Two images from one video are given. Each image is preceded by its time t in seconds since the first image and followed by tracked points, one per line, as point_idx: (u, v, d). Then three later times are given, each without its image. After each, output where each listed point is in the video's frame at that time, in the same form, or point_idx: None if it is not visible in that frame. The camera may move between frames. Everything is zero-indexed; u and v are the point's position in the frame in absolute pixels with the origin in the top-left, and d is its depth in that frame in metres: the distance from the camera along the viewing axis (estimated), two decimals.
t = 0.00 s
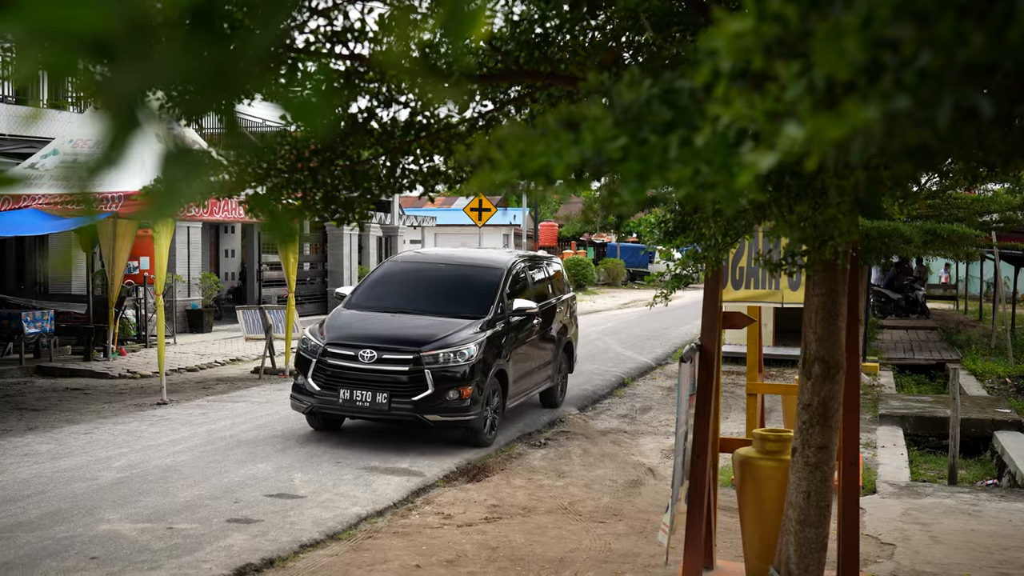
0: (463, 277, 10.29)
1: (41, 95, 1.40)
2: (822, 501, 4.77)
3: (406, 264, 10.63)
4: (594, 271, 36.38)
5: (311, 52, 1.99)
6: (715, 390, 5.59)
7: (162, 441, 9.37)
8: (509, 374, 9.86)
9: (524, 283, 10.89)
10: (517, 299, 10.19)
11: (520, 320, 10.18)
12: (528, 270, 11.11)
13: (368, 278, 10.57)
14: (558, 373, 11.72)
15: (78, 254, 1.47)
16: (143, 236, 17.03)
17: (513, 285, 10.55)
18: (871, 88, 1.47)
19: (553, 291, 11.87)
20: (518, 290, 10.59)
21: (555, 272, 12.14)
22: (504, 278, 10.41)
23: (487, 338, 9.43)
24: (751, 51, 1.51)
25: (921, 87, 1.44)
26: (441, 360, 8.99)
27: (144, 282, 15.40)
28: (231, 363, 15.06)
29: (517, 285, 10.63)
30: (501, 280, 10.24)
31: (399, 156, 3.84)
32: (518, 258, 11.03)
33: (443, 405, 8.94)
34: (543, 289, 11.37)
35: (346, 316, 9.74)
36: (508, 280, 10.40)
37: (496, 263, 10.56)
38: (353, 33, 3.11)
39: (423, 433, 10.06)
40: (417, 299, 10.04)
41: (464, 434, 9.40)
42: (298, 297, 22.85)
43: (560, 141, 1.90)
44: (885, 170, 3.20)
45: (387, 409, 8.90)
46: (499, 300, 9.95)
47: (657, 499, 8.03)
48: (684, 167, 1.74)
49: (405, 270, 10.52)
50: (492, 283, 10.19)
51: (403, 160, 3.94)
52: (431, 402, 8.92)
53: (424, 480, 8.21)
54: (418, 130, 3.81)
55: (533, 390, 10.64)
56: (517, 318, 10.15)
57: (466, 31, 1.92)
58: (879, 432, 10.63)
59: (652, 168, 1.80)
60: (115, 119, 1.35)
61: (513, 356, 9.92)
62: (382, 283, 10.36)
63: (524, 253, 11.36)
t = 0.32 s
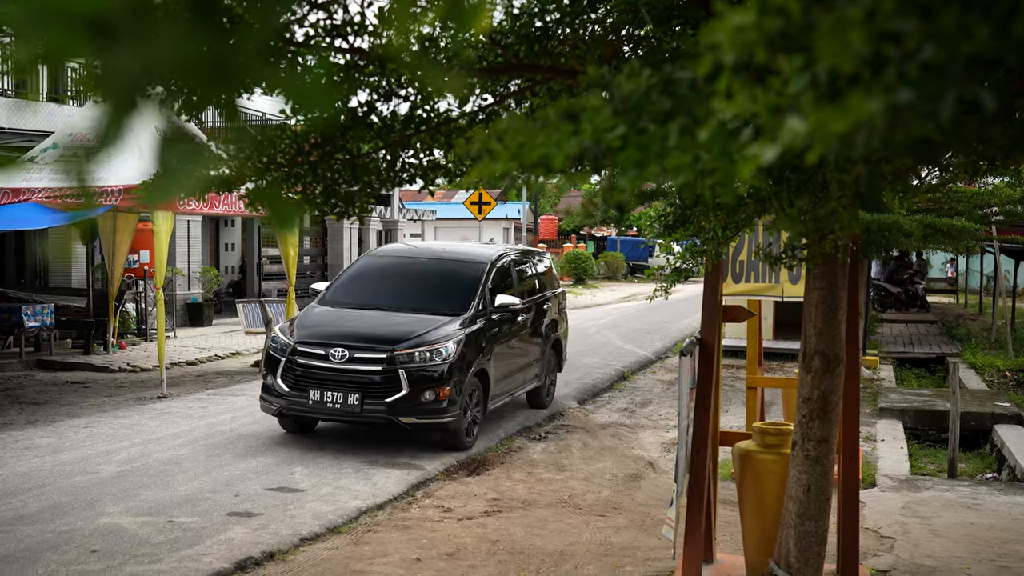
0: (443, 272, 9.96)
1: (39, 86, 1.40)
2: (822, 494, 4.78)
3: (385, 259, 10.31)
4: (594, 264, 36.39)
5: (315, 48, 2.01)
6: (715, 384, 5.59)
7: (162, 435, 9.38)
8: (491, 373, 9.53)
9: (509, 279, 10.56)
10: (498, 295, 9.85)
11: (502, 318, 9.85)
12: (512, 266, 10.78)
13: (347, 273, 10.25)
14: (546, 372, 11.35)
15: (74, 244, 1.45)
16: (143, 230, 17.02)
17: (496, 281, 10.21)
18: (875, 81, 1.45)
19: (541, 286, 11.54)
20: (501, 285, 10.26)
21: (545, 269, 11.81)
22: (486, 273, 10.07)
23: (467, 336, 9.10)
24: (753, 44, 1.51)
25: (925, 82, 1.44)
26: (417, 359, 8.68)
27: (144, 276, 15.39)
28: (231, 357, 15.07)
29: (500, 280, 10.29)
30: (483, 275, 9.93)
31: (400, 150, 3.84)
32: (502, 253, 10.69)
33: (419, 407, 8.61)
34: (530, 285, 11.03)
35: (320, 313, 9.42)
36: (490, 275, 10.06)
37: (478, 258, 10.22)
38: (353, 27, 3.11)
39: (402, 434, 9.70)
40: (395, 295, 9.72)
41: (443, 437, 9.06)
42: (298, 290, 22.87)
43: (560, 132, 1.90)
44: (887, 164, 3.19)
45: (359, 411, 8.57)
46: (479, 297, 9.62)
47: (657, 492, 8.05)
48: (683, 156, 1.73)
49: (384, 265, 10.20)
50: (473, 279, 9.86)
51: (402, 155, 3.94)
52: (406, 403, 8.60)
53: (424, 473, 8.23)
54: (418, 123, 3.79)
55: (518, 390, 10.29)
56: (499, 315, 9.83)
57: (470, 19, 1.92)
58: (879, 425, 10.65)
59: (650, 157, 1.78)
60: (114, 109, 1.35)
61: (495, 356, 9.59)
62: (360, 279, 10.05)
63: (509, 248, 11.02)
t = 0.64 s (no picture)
0: (424, 267, 9.48)
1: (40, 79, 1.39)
2: (822, 487, 4.78)
3: (364, 252, 9.82)
4: (594, 258, 36.40)
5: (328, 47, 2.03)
6: (715, 377, 5.58)
7: (162, 428, 9.38)
8: (473, 373, 9.07)
9: (495, 275, 10.08)
10: (482, 291, 9.38)
11: (485, 315, 9.39)
12: (499, 260, 10.29)
13: (324, 268, 9.78)
14: (534, 370, 10.86)
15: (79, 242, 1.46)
16: (143, 223, 17.00)
17: (480, 277, 9.73)
18: (880, 75, 1.45)
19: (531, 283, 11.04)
20: (484, 280, 9.78)
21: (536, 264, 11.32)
22: (469, 268, 9.59)
23: (448, 335, 8.65)
24: (757, 37, 1.50)
25: (931, 75, 1.43)
26: (394, 360, 8.23)
27: (144, 269, 15.38)
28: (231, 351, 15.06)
29: (484, 276, 9.82)
30: (466, 270, 9.45)
31: (400, 143, 3.85)
32: (487, 246, 10.19)
33: (395, 410, 8.16)
34: (516, 280, 10.54)
35: (293, 310, 8.97)
36: (473, 270, 9.58)
37: (461, 252, 9.74)
38: (352, 20, 3.09)
39: (379, 438, 9.23)
40: (373, 292, 9.25)
41: (421, 441, 8.61)
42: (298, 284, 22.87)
43: (566, 129, 1.88)
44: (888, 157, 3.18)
45: (332, 415, 8.11)
46: (461, 293, 9.16)
47: (657, 486, 8.05)
48: (691, 155, 1.73)
49: (363, 259, 9.71)
50: (455, 275, 9.38)
51: (402, 148, 3.94)
52: (382, 406, 8.15)
53: (424, 467, 8.22)
54: (418, 117, 3.84)
55: (502, 390, 9.83)
56: (482, 313, 9.36)
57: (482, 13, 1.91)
58: (879, 419, 10.64)
59: (659, 155, 1.78)
60: (128, 103, 1.37)
61: (476, 357, 9.12)
62: (337, 274, 9.58)
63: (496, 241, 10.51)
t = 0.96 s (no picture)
0: (407, 263, 9.17)
1: (38, 75, 1.41)
2: (822, 482, 4.79)
3: (345, 247, 9.49)
4: (594, 253, 36.42)
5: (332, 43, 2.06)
6: (715, 372, 5.57)
7: (162, 423, 9.38)
8: (456, 373, 8.75)
9: (480, 271, 9.76)
10: (465, 288, 9.06)
11: (469, 312, 9.08)
12: (485, 256, 9.97)
13: (303, 264, 9.45)
14: (523, 369, 10.52)
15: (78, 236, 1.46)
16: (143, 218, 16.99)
17: (464, 273, 9.41)
18: (883, 70, 1.44)
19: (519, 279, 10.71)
20: (469, 276, 9.47)
21: (526, 261, 10.98)
22: (453, 264, 9.27)
23: (430, 333, 8.35)
24: (760, 34, 1.49)
25: (934, 70, 1.43)
26: (370, 359, 7.92)
27: (145, 264, 15.38)
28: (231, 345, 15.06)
29: (469, 271, 9.51)
30: (449, 266, 9.14)
31: (400, 139, 3.86)
32: (472, 242, 9.86)
33: (372, 412, 7.86)
34: (504, 277, 10.21)
35: (268, 307, 8.65)
36: (457, 265, 9.27)
37: (445, 247, 9.41)
38: (352, 15, 3.09)
39: (357, 441, 8.91)
40: (353, 288, 8.92)
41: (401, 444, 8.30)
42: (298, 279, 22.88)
43: (569, 124, 1.88)
44: (889, 152, 3.18)
45: (305, 417, 7.80)
46: (444, 290, 8.85)
47: (657, 480, 8.06)
48: (695, 151, 1.73)
49: (344, 254, 9.38)
50: (438, 271, 9.05)
51: (403, 144, 3.94)
52: (358, 407, 7.85)
53: (424, 461, 8.23)
54: (418, 112, 3.82)
55: (488, 390, 9.51)
56: (466, 310, 9.05)
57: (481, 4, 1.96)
58: (878, 413, 10.66)
59: (663, 152, 1.77)
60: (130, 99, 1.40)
61: (459, 356, 8.81)
62: (316, 270, 9.25)
63: (482, 236, 10.18)
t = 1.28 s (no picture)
0: (388, 259, 8.82)
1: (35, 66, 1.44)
2: (822, 477, 4.79)
3: (324, 243, 9.13)
4: (594, 248, 36.42)
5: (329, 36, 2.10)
6: (715, 366, 5.58)
7: (162, 418, 9.39)
8: (438, 373, 8.41)
9: (467, 269, 9.41)
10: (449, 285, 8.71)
11: (453, 311, 8.70)
12: (472, 253, 9.62)
13: (281, 260, 9.09)
14: (511, 369, 10.20)
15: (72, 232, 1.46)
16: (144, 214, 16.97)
17: (448, 270, 9.04)
18: (882, 67, 1.44)
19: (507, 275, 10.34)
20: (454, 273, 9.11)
21: (518, 259, 10.67)
22: (437, 261, 8.92)
23: (408, 332, 7.98)
24: (759, 28, 1.49)
25: (936, 67, 1.39)
26: (347, 359, 7.56)
27: (144, 259, 15.37)
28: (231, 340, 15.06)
29: (454, 268, 9.15)
30: (432, 263, 8.79)
31: (400, 134, 3.85)
32: (458, 238, 9.50)
33: (349, 414, 7.51)
34: (491, 274, 9.84)
35: (242, 305, 8.30)
36: (440, 262, 8.90)
37: (429, 244, 9.06)
38: (351, 10, 3.08)
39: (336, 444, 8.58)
40: (333, 286, 8.58)
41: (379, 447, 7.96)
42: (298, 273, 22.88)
43: (565, 118, 1.89)
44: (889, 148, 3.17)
45: (279, 420, 7.46)
46: (426, 287, 8.50)
47: (657, 475, 8.07)
48: (691, 143, 1.73)
49: (324, 249, 9.02)
50: (421, 268, 8.70)
51: (403, 138, 3.94)
52: (334, 410, 7.51)
53: (423, 457, 8.23)
54: (418, 107, 3.82)
55: (473, 391, 9.19)
56: (449, 308, 8.68)
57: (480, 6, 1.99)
58: (878, 408, 10.66)
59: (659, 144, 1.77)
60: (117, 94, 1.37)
61: (441, 356, 8.45)
62: (295, 266, 8.89)
63: (470, 232, 9.83)
